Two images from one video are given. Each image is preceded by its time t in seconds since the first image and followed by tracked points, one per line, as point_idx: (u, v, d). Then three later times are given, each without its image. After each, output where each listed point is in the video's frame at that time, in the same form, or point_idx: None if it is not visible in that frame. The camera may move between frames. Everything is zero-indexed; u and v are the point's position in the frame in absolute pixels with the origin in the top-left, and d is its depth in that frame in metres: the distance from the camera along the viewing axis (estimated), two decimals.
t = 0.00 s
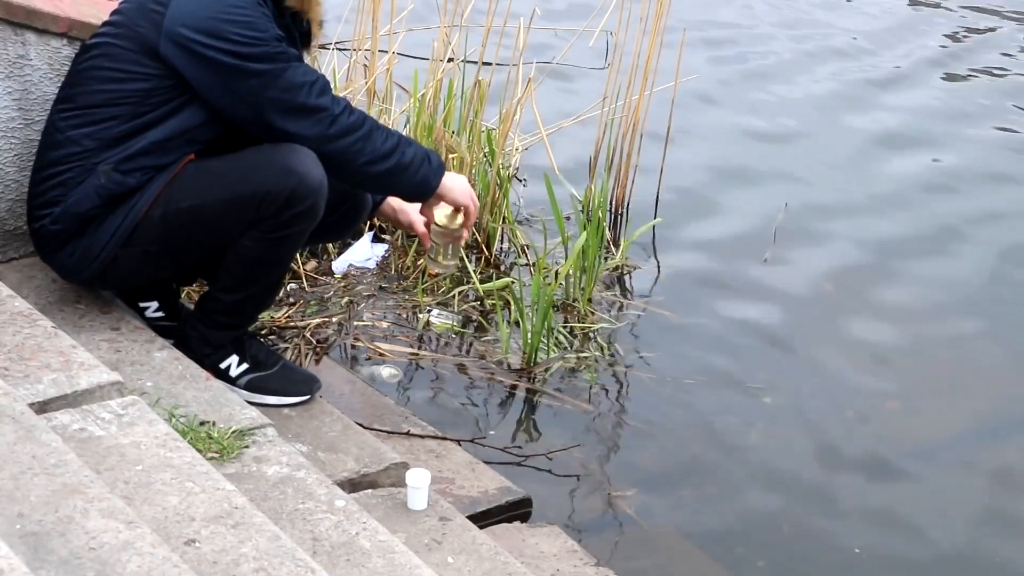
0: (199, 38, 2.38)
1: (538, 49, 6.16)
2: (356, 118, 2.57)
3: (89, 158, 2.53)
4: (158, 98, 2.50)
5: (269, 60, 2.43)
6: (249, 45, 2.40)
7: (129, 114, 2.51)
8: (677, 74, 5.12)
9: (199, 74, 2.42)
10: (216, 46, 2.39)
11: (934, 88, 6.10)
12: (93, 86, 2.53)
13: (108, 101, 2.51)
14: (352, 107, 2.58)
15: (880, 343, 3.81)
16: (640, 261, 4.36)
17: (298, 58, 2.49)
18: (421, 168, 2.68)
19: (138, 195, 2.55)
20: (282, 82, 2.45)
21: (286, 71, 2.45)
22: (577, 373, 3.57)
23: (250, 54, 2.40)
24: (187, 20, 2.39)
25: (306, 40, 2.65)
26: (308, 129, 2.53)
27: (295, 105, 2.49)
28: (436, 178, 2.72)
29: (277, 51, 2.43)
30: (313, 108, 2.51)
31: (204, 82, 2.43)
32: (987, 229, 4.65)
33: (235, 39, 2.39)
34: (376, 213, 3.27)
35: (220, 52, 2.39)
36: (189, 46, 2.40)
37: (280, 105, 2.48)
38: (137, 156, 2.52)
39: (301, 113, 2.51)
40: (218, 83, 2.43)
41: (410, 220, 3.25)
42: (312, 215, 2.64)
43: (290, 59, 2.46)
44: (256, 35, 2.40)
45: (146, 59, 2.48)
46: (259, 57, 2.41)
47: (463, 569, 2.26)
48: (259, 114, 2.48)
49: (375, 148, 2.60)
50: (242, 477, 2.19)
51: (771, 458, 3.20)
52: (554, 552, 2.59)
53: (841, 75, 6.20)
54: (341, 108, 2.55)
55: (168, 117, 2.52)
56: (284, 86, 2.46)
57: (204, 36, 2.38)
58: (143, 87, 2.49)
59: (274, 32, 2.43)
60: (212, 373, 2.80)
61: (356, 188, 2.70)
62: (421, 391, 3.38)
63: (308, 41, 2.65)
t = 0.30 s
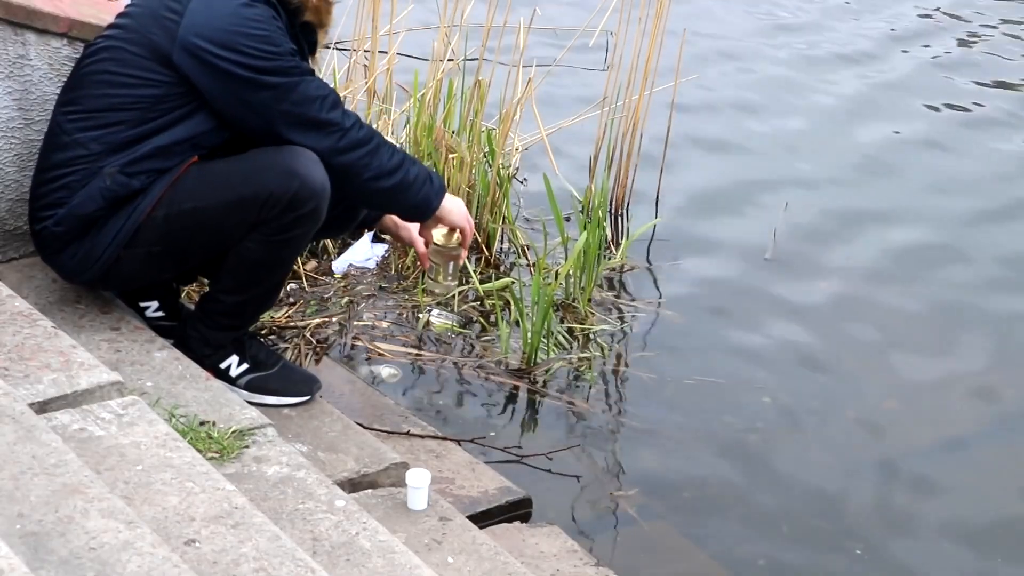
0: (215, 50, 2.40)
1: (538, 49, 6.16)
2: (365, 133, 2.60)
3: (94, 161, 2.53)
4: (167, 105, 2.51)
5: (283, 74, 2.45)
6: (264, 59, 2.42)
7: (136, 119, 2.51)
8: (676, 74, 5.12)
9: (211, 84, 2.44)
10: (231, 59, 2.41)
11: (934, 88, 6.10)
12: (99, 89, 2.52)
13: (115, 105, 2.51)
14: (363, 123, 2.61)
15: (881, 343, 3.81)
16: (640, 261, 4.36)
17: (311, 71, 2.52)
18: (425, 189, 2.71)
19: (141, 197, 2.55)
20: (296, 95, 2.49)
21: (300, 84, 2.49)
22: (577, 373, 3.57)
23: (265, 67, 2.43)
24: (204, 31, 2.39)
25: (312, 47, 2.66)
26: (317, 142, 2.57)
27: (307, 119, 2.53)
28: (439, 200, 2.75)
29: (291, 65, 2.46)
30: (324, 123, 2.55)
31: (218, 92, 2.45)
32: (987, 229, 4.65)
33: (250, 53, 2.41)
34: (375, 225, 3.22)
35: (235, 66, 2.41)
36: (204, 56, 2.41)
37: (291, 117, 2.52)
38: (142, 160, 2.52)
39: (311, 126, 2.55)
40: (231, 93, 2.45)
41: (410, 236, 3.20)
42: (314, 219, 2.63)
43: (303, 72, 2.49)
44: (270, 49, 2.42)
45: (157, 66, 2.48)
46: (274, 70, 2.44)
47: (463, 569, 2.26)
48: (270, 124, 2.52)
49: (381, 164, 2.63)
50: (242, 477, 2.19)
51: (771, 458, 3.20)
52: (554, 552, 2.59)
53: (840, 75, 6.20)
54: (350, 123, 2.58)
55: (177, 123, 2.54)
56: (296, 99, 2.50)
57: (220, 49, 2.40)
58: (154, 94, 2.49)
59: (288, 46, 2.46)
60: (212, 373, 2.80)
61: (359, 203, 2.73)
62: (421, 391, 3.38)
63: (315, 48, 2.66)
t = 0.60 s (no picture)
0: (217, 52, 2.40)
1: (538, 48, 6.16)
2: (368, 133, 2.60)
3: (97, 163, 2.53)
4: (170, 107, 2.51)
5: (285, 76, 2.45)
6: (265, 60, 2.42)
7: (139, 121, 2.51)
8: (676, 73, 5.12)
9: (213, 86, 2.44)
10: (232, 61, 2.41)
11: (934, 88, 6.10)
12: (101, 91, 2.52)
13: (118, 107, 2.51)
14: (366, 122, 2.60)
15: (881, 342, 3.81)
16: (640, 261, 4.36)
17: (313, 73, 2.51)
18: (428, 187, 2.70)
19: (143, 198, 2.55)
20: (298, 97, 2.48)
21: (302, 86, 2.48)
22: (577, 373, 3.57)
23: (267, 69, 2.43)
24: (205, 32, 2.39)
25: (314, 50, 2.65)
26: (319, 142, 2.56)
27: (310, 120, 2.52)
28: (441, 198, 2.75)
29: (293, 67, 2.46)
30: (327, 124, 2.54)
31: (220, 93, 2.45)
32: (986, 229, 4.65)
33: (251, 54, 2.40)
34: (372, 230, 3.22)
35: (237, 67, 2.41)
36: (205, 59, 2.41)
37: (294, 118, 2.51)
38: (144, 162, 2.53)
39: (315, 127, 2.54)
40: (232, 95, 2.45)
41: (410, 239, 3.19)
42: (315, 219, 2.65)
43: (307, 73, 2.48)
44: (272, 51, 2.42)
45: (160, 69, 2.48)
46: (275, 71, 2.44)
47: (463, 569, 2.26)
48: (273, 126, 2.52)
49: (384, 163, 2.62)
50: (242, 477, 2.19)
51: (771, 458, 3.20)
52: (554, 552, 2.59)
53: (840, 75, 6.20)
54: (353, 123, 2.57)
55: (178, 125, 2.54)
56: (298, 100, 2.49)
57: (221, 50, 2.40)
58: (155, 96, 2.49)
59: (290, 47, 2.45)
60: (212, 373, 2.80)
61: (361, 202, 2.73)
62: (421, 391, 3.38)
63: (317, 50, 2.65)
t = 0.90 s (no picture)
0: (217, 53, 2.40)
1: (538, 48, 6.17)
2: (368, 132, 2.60)
3: (97, 165, 2.53)
4: (170, 108, 2.51)
5: (285, 75, 2.45)
6: (266, 60, 2.42)
7: (139, 123, 2.51)
8: (676, 73, 5.12)
9: (213, 86, 2.44)
10: (233, 62, 2.41)
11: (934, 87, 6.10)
12: (102, 92, 2.52)
13: (118, 109, 2.51)
14: (366, 120, 2.60)
15: (882, 342, 3.81)
16: (640, 261, 4.36)
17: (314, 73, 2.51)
18: (428, 185, 2.70)
19: (144, 198, 2.55)
20: (298, 96, 2.49)
21: (302, 85, 2.48)
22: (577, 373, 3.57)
23: (267, 69, 2.43)
24: (206, 33, 2.39)
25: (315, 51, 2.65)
26: (320, 142, 2.57)
27: (311, 119, 2.53)
28: (441, 195, 2.74)
29: (293, 66, 2.46)
30: (327, 123, 2.55)
31: (220, 94, 2.45)
32: (986, 228, 4.65)
33: (251, 54, 2.40)
34: (371, 233, 3.22)
35: (237, 67, 2.41)
36: (205, 60, 2.41)
37: (295, 117, 2.51)
38: (145, 163, 2.53)
39: (316, 126, 2.54)
40: (232, 95, 2.45)
41: (411, 242, 3.20)
42: (316, 218, 2.64)
43: (307, 72, 2.49)
44: (272, 51, 2.42)
45: (160, 70, 2.48)
46: (276, 72, 2.44)
47: (463, 569, 2.26)
48: (273, 125, 2.52)
49: (384, 162, 2.62)
50: (242, 477, 2.19)
51: (771, 458, 3.20)
52: (554, 551, 2.59)
53: (841, 75, 6.20)
54: (353, 122, 2.57)
55: (179, 126, 2.54)
56: (298, 101, 2.49)
57: (222, 51, 2.40)
58: (156, 98, 2.49)
59: (291, 47, 2.45)
60: (212, 373, 2.80)
61: (362, 201, 2.73)
62: (421, 390, 3.38)
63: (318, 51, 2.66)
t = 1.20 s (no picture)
0: (218, 55, 2.40)
1: (538, 48, 6.17)
2: (367, 134, 2.60)
3: (97, 165, 2.53)
4: (170, 108, 2.51)
5: (285, 77, 2.45)
6: (266, 60, 2.42)
7: (139, 123, 2.51)
8: (676, 73, 5.12)
9: (213, 87, 2.44)
10: (233, 64, 2.41)
11: (934, 88, 6.10)
12: (101, 92, 2.52)
13: (118, 109, 2.51)
14: (365, 122, 2.61)
15: (882, 343, 3.81)
16: (640, 261, 4.36)
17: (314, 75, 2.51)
18: (427, 189, 2.70)
19: (143, 198, 2.55)
20: (298, 96, 2.49)
21: (302, 85, 2.48)
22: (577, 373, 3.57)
23: (267, 70, 2.43)
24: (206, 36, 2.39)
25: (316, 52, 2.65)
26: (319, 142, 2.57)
27: (310, 119, 2.53)
28: (441, 200, 2.74)
29: (293, 67, 2.46)
30: (326, 123, 2.55)
31: (219, 94, 2.45)
32: (986, 228, 4.65)
33: (251, 55, 2.40)
34: (371, 234, 3.22)
35: (237, 68, 2.41)
36: (205, 61, 2.41)
37: (295, 117, 2.52)
38: (144, 163, 2.53)
39: (314, 126, 2.54)
40: (232, 95, 2.46)
41: (410, 244, 3.21)
42: (315, 219, 2.64)
43: (306, 73, 2.49)
44: (272, 53, 2.42)
45: (160, 71, 2.48)
46: (276, 72, 2.44)
47: (463, 569, 2.26)
48: (272, 125, 2.52)
49: (383, 163, 2.62)
50: (242, 477, 2.19)
51: (771, 458, 3.20)
52: (554, 552, 2.59)
53: (841, 75, 6.20)
54: (353, 124, 2.58)
55: (178, 126, 2.54)
56: (299, 102, 2.50)
57: (222, 51, 2.40)
58: (155, 98, 2.50)
59: (290, 48, 2.45)
60: (212, 373, 2.80)
61: (361, 202, 2.72)
62: (421, 390, 3.38)
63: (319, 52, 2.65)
